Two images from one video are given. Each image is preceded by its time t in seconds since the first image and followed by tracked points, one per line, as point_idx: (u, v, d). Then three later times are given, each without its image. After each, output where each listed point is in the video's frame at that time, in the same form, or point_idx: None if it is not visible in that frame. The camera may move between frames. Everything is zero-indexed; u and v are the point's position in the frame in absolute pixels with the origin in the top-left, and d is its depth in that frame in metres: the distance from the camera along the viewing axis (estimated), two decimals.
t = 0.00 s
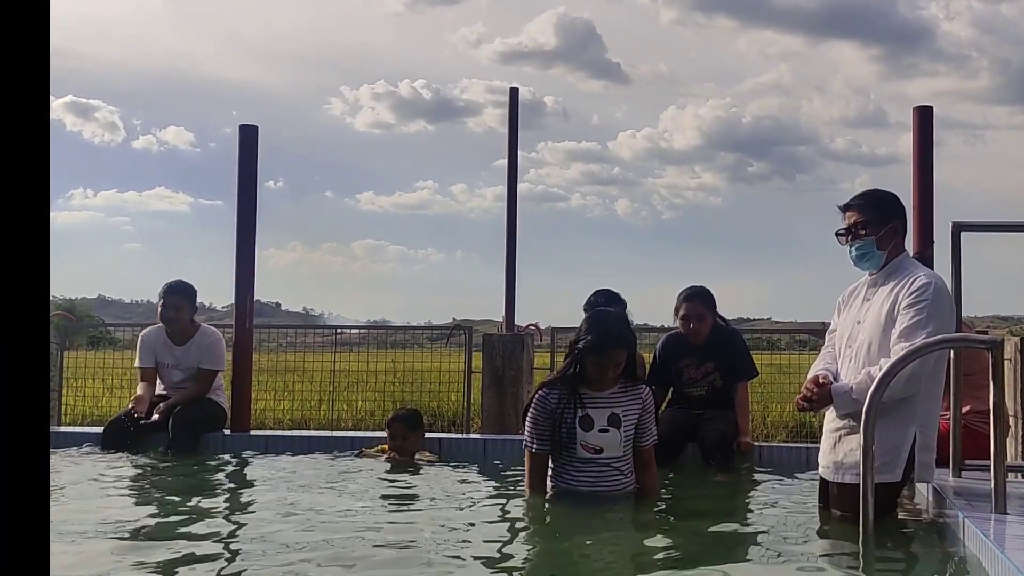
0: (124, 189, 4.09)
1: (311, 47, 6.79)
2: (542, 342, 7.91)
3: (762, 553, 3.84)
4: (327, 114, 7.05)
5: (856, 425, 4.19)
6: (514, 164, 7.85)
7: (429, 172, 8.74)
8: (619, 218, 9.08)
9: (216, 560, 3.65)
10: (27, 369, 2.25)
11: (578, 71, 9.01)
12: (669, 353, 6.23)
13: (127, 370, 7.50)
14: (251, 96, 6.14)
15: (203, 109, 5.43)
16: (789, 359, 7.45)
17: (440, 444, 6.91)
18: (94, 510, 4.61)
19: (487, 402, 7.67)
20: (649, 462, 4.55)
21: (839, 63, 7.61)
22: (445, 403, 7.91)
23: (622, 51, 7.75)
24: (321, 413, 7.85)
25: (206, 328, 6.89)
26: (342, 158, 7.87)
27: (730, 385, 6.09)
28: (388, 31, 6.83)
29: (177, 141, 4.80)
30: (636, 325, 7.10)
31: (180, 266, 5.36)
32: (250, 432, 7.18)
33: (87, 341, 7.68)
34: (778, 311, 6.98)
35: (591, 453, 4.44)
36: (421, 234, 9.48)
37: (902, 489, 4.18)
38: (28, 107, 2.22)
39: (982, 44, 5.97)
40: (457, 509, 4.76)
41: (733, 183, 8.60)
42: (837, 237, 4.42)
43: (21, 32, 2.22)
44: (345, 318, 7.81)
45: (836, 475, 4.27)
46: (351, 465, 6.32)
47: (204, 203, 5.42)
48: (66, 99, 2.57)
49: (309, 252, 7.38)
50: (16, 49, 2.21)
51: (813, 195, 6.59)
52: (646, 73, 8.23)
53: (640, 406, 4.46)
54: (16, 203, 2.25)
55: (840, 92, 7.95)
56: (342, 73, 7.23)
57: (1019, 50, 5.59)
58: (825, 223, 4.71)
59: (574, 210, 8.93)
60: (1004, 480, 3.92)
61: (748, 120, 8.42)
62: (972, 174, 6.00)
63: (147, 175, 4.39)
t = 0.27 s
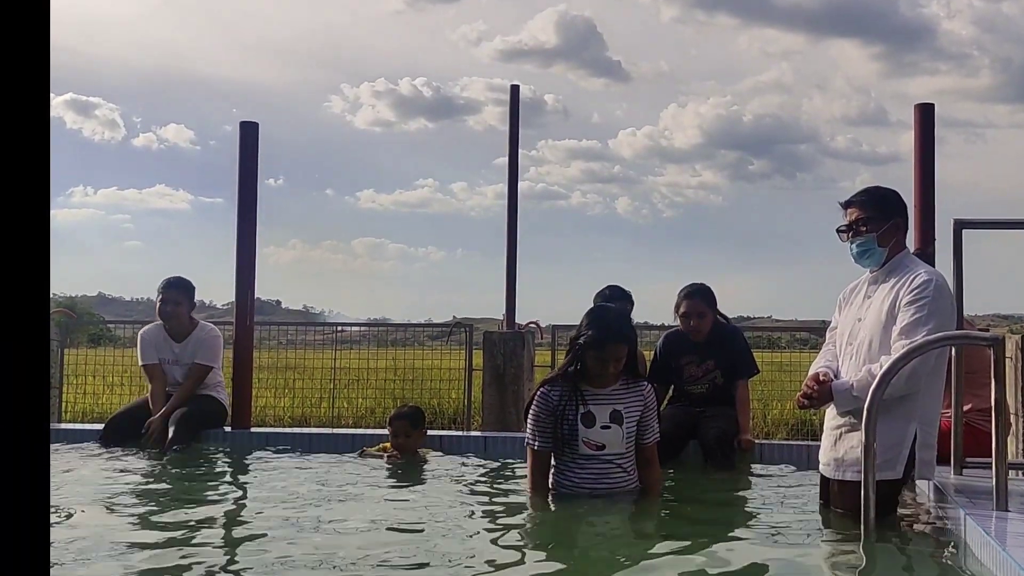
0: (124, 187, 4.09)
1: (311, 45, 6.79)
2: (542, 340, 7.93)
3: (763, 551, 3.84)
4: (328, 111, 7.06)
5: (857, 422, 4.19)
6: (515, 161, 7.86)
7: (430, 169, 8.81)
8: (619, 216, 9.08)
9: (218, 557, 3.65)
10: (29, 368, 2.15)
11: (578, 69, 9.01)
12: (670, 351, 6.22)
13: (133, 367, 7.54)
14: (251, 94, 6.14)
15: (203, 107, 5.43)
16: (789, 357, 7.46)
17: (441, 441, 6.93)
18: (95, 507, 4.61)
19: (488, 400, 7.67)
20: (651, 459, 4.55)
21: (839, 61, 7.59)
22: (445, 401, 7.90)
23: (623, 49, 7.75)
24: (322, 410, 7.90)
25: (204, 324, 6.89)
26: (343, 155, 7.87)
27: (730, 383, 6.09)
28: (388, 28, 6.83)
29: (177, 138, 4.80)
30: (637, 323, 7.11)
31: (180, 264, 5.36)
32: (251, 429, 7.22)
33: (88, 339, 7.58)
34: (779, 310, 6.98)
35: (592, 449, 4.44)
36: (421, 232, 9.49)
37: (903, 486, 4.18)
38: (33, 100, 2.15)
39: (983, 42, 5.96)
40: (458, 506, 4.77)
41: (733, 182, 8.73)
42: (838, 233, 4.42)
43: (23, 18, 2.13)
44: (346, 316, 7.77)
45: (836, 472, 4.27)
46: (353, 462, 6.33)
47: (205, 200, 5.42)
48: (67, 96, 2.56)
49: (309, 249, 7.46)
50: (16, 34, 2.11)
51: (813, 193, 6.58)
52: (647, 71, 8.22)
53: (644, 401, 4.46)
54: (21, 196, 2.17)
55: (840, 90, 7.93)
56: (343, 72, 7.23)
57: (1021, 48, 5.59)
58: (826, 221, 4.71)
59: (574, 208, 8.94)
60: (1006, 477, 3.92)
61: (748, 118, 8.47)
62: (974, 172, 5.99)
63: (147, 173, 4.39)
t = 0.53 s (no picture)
0: (123, 186, 4.10)
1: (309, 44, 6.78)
2: (541, 338, 7.99)
3: (761, 550, 3.84)
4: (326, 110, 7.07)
5: (855, 421, 4.19)
6: (513, 160, 7.86)
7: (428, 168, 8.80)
8: (618, 214, 9.09)
9: (218, 556, 3.65)
10: (30, 368, 2.10)
11: (577, 68, 9.01)
12: (669, 350, 6.20)
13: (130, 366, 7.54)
14: (250, 93, 6.15)
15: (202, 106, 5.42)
16: (787, 355, 7.47)
17: (439, 439, 6.93)
18: (94, 506, 4.61)
19: (485, 399, 7.69)
20: (652, 458, 4.54)
21: (838, 59, 7.60)
22: (444, 399, 7.89)
23: (621, 48, 7.74)
24: (321, 409, 7.85)
25: (200, 323, 6.89)
26: (341, 154, 7.86)
27: (728, 381, 6.11)
28: (387, 27, 6.84)
29: (176, 137, 4.79)
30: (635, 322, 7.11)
31: (178, 263, 5.35)
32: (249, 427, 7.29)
33: (86, 338, 7.66)
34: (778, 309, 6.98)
35: (592, 448, 4.43)
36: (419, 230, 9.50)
37: (901, 485, 4.19)
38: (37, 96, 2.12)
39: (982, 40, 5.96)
40: (456, 505, 4.77)
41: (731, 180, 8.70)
42: (834, 232, 4.42)
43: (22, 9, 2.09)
44: (344, 314, 7.85)
45: (834, 471, 4.27)
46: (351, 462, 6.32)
47: (203, 199, 5.41)
48: (65, 95, 2.55)
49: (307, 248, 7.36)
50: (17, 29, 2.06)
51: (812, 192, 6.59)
52: (645, 70, 8.22)
53: (643, 400, 4.47)
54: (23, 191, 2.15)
55: (839, 89, 7.97)
56: (342, 70, 7.23)
57: (1020, 47, 5.57)
58: (824, 220, 4.72)
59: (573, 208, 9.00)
60: (1004, 476, 3.93)
61: (746, 117, 8.48)
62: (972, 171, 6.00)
63: (146, 171, 4.38)
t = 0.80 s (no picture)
0: (123, 185, 4.11)
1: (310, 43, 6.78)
2: (541, 337, 8.01)
3: (760, 548, 3.84)
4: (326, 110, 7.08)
5: (854, 420, 4.19)
6: (512, 159, 7.86)
7: (428, 167, 8.80)
8: (618, 213, 9.08)
9: (216, 556, 3.64)
10: (29, 368, 2.10)
11: (577, 67, 9.02)
12: (668, 348, 6.18)
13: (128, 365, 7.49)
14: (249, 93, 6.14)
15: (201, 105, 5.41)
16: (787, 354, 7.46)
17: (439, 438, 6.93)
18: (92, 505, 4.60)
19: (485, 398, 7.68)
20: (654, 458, 4.58)
21: (837, 58, 7.59)
22: (445, 399, 7.81)
23: (621, 47, 7.74)
24: (321, 408, 7.86)
25: (201, 325, 6.86)
26: (341, 154, 7.87)
27: (728, 380, 6.11)
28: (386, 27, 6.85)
29: (176, 136, 4.78)
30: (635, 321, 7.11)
31: (178, 262, 5.35)
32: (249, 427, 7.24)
33: (86, 337, 7.69)
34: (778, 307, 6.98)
35: (591, 445, 4.42)
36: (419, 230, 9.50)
37: (900, 483, 4.18)
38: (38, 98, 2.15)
39: (982, 39, 5.95)
40: (455, 504, 4.77)
41: (732, 179, 8.64)
42: (834, 230, 4.42)
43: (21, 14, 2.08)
44: (344, 313, 7.87)
45: (833, 470, 4.27)
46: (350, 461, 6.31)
47: (203, 198, 5.40)
48: (65, 95, 2.55)
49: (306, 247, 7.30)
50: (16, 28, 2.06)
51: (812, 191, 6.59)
52: (645, 69, 8.22)
53: (644, 397, 4.47)
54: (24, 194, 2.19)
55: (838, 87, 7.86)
56: (342, 70, 7.24)
57: (1020, 46, 5.56)
58: (824, 219, 4.71)
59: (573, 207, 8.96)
60: (1002, 474, 3.92)
61: (746, 116, 8.49)
62: (971, 169, 5.99)
63: (146, 171, 4.38)
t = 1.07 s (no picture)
0: (123, 185, 4.11)
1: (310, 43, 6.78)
2: (542, 336, 7.96)
3: (762, 547, 3.84)
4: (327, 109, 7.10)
5: (855, 419, 4.19)
6: (513, 158, 7.87)
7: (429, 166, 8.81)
8: (618, 212, 9.09)
9: (218, 556, 3.65)
10: (30, 368, 2.06)
11: (578, 66, 9.02)
12: (670, 347, 6.19)
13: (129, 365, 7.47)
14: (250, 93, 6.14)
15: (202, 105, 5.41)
16: (788, 354, 7.46)
17: (440, 437, 6.95)
18: (94, 505, 4.61)
19: (487, 397, 7.69)
20: (655, 460, 4.54)
21: (838, 56, 7.59)
22: (445, 398, 7.84)
23: (622, 46, 7.74)
24: (322, 407, 7.91)
25: (203, 325, 6.90)
26: (342, 153, 7.88)
27: (729, 379, 6.11)
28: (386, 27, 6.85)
29: (176, 136, 4.77)
30: (635, 320, 7.12)
31: (179, 262, 5.35)
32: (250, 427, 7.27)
33: (88, 337, 7.71)
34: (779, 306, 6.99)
35: (590, 443, 4.42)
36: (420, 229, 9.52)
37: (901, 482, 4.19)
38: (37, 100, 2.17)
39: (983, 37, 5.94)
40: (457, 503, 4.77)
41: (733, 178, 8.82)
42: (834, 230, 4.42)
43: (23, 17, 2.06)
44: (345, 313, 7.82)
45: (835, 469, 4.27)
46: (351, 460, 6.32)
47: (204, 197, 5.41)
48: (66, 95, 2.55)
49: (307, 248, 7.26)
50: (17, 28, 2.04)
51: (812, 190, 6.59)
52: (646, 69, 8.23)
53: (642, 397, 4.47)
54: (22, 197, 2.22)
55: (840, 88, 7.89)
56: (342, 68, 7.25)
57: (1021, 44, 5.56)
58: (825, 217, 4.72)
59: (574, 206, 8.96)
60: (1004, 473, 3.93)
61: (747, 115, 8.50)
62: (972, 168, 5.99)
63: (146, 170, 4.38)
